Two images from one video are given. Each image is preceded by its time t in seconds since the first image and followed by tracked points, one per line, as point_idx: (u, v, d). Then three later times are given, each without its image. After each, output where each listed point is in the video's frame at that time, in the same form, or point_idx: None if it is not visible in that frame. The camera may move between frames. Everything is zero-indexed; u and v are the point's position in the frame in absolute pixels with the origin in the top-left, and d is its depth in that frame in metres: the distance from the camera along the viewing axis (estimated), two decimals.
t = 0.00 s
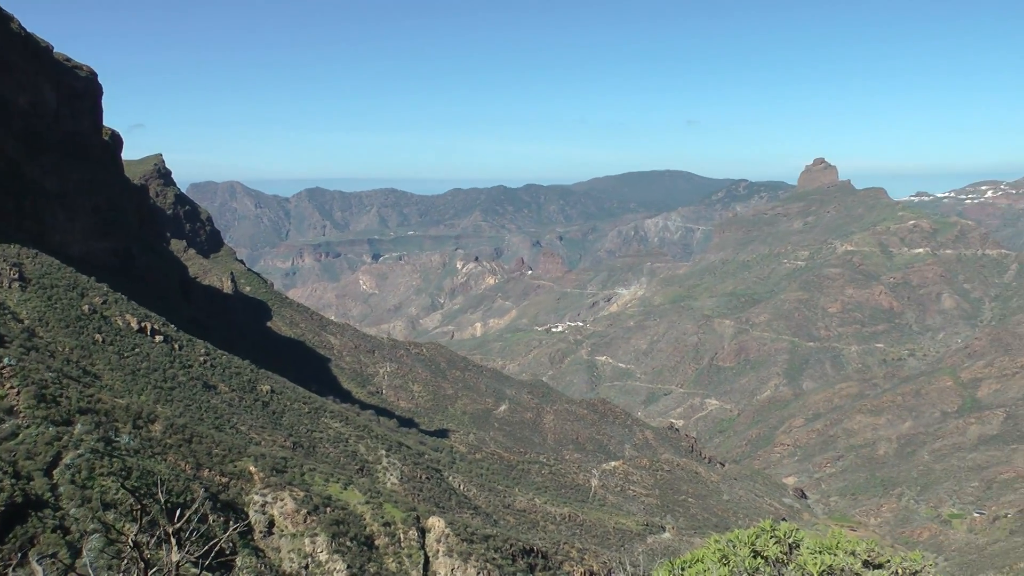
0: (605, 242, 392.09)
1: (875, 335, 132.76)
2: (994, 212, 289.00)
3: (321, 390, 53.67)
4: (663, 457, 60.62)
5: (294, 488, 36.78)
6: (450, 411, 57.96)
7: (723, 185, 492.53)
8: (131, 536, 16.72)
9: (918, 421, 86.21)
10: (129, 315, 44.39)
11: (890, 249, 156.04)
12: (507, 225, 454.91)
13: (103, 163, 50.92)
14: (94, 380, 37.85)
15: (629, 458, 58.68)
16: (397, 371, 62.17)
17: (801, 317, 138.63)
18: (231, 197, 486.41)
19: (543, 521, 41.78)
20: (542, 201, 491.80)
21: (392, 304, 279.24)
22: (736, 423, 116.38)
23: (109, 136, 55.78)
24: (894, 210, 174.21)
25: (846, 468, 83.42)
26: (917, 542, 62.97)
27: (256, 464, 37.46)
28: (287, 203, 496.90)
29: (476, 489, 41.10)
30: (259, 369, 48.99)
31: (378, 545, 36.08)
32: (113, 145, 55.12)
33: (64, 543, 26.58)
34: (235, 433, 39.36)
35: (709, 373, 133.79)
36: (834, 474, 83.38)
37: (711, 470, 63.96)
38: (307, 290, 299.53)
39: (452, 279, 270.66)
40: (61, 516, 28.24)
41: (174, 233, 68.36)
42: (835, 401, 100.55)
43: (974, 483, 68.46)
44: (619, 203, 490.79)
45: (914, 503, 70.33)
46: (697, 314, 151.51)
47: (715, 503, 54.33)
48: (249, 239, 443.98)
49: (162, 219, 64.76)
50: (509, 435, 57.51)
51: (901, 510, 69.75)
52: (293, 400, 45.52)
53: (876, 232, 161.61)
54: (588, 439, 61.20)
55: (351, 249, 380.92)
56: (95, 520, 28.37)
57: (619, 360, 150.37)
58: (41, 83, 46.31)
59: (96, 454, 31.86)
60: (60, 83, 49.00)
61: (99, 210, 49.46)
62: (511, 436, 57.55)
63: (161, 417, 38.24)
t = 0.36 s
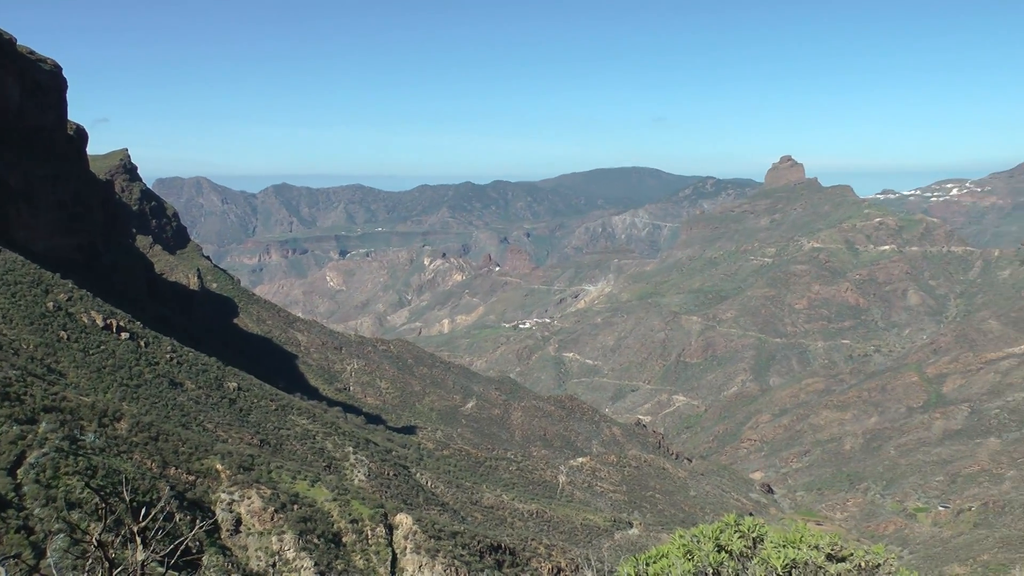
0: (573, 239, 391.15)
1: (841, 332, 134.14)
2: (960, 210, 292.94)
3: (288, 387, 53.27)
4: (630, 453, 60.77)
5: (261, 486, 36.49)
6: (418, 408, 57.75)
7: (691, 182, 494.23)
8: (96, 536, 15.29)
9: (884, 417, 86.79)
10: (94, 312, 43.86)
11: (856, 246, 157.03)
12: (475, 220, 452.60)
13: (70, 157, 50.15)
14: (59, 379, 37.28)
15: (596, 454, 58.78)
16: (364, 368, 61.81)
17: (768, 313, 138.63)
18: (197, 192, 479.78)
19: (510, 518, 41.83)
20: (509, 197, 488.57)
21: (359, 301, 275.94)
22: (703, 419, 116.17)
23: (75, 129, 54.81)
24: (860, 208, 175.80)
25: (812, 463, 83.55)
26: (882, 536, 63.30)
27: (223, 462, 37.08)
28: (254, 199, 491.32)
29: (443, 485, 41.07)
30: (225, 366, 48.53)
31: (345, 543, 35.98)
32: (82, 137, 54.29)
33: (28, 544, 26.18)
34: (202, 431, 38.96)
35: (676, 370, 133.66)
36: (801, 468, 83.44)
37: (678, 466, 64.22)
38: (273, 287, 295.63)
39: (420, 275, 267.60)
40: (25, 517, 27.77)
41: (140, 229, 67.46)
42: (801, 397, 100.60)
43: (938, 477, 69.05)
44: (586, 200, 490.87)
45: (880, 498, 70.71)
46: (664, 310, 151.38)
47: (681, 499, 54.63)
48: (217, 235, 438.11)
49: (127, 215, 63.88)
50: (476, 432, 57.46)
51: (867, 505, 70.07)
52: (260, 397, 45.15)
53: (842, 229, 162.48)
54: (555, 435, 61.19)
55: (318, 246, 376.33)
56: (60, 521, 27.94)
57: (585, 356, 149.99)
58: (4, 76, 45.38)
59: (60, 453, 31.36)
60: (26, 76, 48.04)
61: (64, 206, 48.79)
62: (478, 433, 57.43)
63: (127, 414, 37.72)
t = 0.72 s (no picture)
0: (548, 236, 390.15)
1: (817, 327, 134.73)
2: (934, 205, 295.13)
3: (264, 387, 53.03)
4: (607, 450, 60.83)
5: (238, 486, 36.25)
6: (395, 406, 57.60)
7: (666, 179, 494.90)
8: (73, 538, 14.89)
9: (860, 411, 87.25)
10: (69, 312, 43.47)
11: (831, 242, 157.61)
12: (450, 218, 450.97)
13: (43, 156, 49.42)
14: (34, 380, 36.81)
15: (573, 451, 58.82)
16: (341, 367, 61.54)
17: (743, 308, 138.56)
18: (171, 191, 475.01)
19: (488, 516, 41.89)
20: (485, 194, 485.49)
21: (335, 300, 273.37)
22: (679, 415, 116.16)
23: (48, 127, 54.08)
24: (835, 204, 176.76)
25: (789, 457, 83.81)
26: (859, 530, 63.51)
27: (199, 462, 36.78)
28: (229, 198, 487.28)
29: (421, 484, 41.02)
30: (201, 365, 48.25)
31: (323, 542, 35.91)
32: (55, 137, 53.68)
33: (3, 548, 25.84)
34: (178, 432, 38.66)
35: (652, 366, 133.63)
36: (777, 463, 83.64)
37: (655, 462, 64.37)
38: (249, 287, 292.68)
39: (395, 273, 265.72)
40: None
41: (114, 228, 66.90)
42: (778, 392, 100.75)
43: (914, 470, 69.53)
44: (561, 198, 489.24)
45: (856, 491, 71.06)
46: (640, 307, 151.32)
47: (658, 495, 54.80)
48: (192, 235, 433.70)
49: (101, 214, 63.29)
50: (453, 430, 57.56)
51: (843, 499, 70.37)
52: (236, 398, 44.91)
53: (817, 225, 163.15)
54: (533, 432, 61.26)
55: (293, 245, 372.39)
56: (35, 524, 27.60)
57: (562, 354, 149.97)
58: None
59: (36, 455, 30.97)
60: None
61: (38, 206, 48.13)
62: (455, 430, 57.47)
63: (103, 415, 37.31)
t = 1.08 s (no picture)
0: (521, 234, 388.87)
1: (789, 323, 135.00)
2: (907, 203, 297.37)
3: (237, 387, 52.73)
4: (581, 448, 60.91)
5: (211, 487, 35.99)
6: (368, 405, 57.38)
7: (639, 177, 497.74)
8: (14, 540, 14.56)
9: (832, 407, 87.60)
10: (39, 313, 43.08)
11: (803, 240, 158.21)
12: (422, 217, 448.60)
13: (11, 155, 48.42)
14: (3, 382, 36.33)
15: (547, 449, 58.83)
16: (313, 366, 61.10)
17: (717, 305, 138.76)
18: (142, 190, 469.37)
19: (462, 514, 41.92)
20: (458, 193, 484.89)
21: (308, 299, 268.62)
22: (652, 413, 116.09)
23: (15, 128, 53.20)
24: (806, 201, 177.60)
25: (762, 453, 84.05)
26: (832, 525, 63.67)
27: (172, 463, 36.47)
28: (200, 197, 482.69)
29: (394, 483, 40.93)
30: (173, 366, 47.91)
31: (296, 542, 35.76)
32: (22, 137, 53.22)
33: None
34: (150, 433, 38.33)
35: (625, 363, 133.82)
36: (751, 459, 83.83)
37: (628, 459, 64.51)
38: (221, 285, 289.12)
39: (368, 273, 263.55)
40: None
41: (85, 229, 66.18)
42: (750, 389, 100.82)
43: (886, 465, 70.02)
44: (533, 195, 489.50)
45: (829, 487, 71.34)
46: (612, 305, 151.21)
47: (632, 492, 54.91)
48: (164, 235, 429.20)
49: (71, 214, 62.54)
50: (427, 429, 57.51)
51: (816, 495, 70.55)
52: (209, 398, 44.62)
53: (789, 223, 163.87)
54: (506, 431, 61.24)
55: (266, 244, 369.13)
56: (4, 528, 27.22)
57: (536, 352, 150.24)
58: None
59: (4, 459, 30.56)
60: None
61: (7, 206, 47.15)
62: (429, 429, 57.40)
63: (74, 417, 36.89)
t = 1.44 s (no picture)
0: (492, 232, 386.74)
1: (760, 322, 135.19)
2: (876, 202, 300.39)
3: (208, 386, 52.32)
4: (552, 446, 60.91)
5: (182, 487, 35.71)
6: (339, 404, 57.03)
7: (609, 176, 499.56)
8: None
9: (803, 404, 87.91)
10: (7, 312, 42.53)
11: (774, 238, 158.37)
12: (393, 215, 446.64)
13: None
14: None
15: (519, 447, 58.80)
16: (285, 365, 60.53)
17: (688, 303, 138.86)
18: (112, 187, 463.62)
19: (434, 513, 41.84)
20: (428, 191, 483.19)
21: (279, 297, 264.64)
22: (624, 411, 116.00)
23: None
24: (776, 200, 177.29)
25: (734, 450, 84.27)
26: (803, 521, 63.73)
27: (142, 463, 36.13)
28: (170, 194, 477.75)
29: (365, 482, 40.80)
30: (144, 365, 47.50)
31: (268, 542, 35.58)
32: None
33: None
34: (120, 433, 37.94)
35: (597, 361, 133.88)
36: (722, 456, 84.02)
37: (600, 457, 64.62)
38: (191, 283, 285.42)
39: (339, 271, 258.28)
40: None
41: (54, 227, 65.25)
42: (721, 386, 100.87)
43: (856, 461, 70.47)
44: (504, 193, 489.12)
45: (800, 483, 71.58)
46: (584, 303, 150.83)
47: (604, 490, 55.00)
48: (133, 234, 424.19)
49: (39, 212, 61.60)
50: (398, 428, 57.31)
51: (787, 491, 70.75)
52: (180, 397, 44.26)
53: (760, 221, 163.31)
54: (478, 429, 61.13)
55: (237, 242, 365.43)
56: None
57: (507, 350, 149.74)
58: None
59: None
60: None
61: None
62: (401, 428, 57.11)
63: (42, 418, 36.46)
